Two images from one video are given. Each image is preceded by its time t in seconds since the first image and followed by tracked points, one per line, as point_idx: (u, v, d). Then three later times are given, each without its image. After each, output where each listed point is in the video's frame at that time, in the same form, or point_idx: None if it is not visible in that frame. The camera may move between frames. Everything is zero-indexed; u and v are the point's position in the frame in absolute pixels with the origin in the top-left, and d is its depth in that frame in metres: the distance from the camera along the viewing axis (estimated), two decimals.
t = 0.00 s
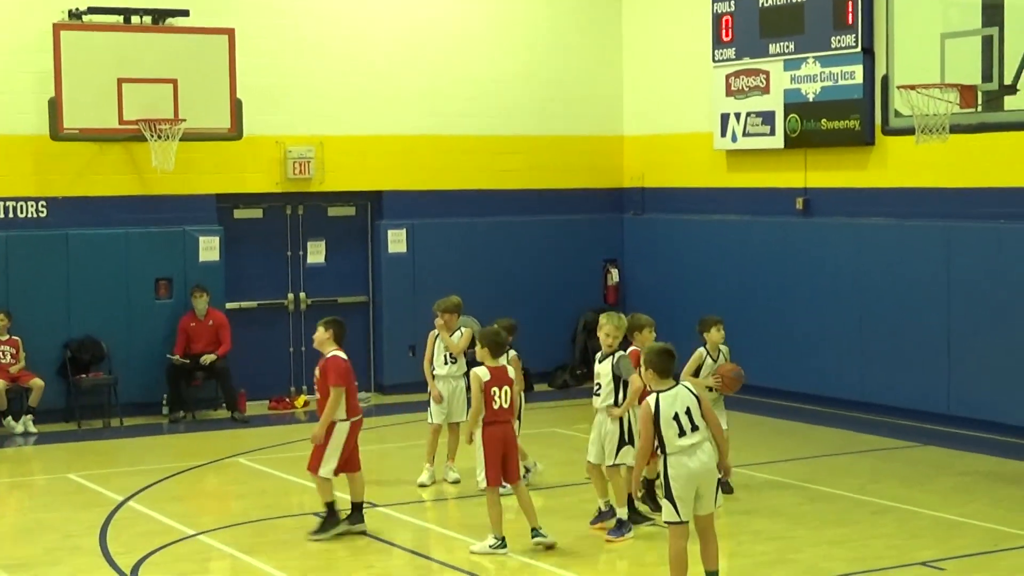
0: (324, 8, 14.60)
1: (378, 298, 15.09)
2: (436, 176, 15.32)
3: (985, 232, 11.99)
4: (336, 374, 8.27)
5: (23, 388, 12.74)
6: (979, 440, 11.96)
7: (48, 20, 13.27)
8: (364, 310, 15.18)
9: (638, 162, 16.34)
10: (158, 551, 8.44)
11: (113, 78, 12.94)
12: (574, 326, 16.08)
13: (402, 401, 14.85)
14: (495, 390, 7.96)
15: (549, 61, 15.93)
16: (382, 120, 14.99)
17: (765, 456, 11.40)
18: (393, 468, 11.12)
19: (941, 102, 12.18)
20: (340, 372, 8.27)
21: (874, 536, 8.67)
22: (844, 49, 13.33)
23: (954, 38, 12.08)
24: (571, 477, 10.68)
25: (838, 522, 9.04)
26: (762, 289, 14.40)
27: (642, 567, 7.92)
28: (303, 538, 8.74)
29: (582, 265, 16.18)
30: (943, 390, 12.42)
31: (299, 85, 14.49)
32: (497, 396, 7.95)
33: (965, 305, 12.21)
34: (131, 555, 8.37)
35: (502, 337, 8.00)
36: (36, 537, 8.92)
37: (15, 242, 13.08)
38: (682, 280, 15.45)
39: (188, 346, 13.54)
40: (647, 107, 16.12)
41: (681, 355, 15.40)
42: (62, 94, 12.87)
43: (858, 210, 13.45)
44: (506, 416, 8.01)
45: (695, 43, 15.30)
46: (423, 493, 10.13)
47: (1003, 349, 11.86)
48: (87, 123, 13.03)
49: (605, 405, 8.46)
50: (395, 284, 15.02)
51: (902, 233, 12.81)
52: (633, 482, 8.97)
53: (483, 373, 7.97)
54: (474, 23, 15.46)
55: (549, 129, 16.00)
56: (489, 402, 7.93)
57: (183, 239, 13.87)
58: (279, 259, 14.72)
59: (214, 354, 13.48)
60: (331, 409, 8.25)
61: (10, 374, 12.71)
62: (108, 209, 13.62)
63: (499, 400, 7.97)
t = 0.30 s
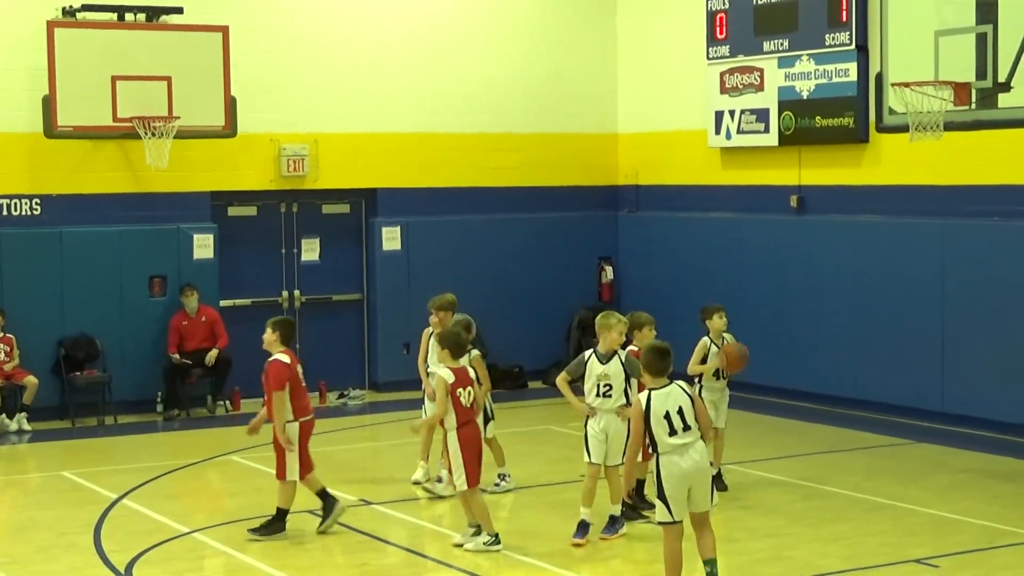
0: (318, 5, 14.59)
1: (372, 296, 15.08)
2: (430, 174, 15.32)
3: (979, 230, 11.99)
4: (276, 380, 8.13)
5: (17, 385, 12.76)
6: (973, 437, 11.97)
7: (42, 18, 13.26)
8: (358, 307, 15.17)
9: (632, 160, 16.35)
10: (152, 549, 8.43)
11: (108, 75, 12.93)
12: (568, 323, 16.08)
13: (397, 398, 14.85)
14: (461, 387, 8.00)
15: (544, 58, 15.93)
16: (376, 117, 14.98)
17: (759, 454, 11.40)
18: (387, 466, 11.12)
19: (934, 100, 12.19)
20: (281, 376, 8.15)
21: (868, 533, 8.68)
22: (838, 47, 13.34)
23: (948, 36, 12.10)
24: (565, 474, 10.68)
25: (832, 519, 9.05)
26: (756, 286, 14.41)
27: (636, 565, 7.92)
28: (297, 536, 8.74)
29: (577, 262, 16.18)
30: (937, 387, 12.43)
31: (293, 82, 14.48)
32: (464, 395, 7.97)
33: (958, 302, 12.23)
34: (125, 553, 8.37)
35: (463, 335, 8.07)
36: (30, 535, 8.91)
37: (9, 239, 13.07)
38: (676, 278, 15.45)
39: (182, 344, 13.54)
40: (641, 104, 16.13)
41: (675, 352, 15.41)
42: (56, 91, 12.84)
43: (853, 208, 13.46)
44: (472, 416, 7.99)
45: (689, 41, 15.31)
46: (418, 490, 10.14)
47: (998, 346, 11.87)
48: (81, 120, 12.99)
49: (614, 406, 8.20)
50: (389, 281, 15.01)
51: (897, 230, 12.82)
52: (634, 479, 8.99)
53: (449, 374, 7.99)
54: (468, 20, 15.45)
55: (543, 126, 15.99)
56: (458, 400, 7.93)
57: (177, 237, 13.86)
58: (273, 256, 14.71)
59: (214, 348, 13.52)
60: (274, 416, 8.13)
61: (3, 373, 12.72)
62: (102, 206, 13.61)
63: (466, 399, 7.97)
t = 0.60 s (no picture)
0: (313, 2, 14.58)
1: (367, 293, 15.08)
2: (425, 170, 15.32)
3: (974, 226, 12.00)
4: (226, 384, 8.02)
5: (12, 382, 12.71)
6: (968, 434, 11.98)
7: (37, 14, 13.24)
8: (353, 304, 15.17)
9: (627, 157, 16.36)
10: (147, 547, 8.43)
11: (101, 73, 12.93)
12: (563, 320, 16.08)
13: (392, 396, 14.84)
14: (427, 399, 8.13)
15: (538, 55, 15.93)
16: (371, 115, 14.98)
17: (754, 450, 11.41)
18: (382, 463, 11.12)
19: (930, 96, 12.17)
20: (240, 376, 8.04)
21: (864, 530, 8.69)
22: (833, 43, 13.34)
23: (943, 33, 12.10)
24: (560, 471, 10.68)
25: (827, 516, 9.06)
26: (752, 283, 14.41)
27: (633, 562, 7.92)
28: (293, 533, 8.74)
29: (572, 259, 16.19)
30: (932, 383, 12.44)
31: (288, 79, 14.47)
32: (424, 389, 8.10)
33: (954, 298, 12.23)
34: (120, 550, 8.35)
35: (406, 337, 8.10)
36: (25, 533, 8.90)
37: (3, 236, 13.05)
38: (672, 276, 15.45)
39: (177, 342, 13.51)
40: (636, 100, 16.14)
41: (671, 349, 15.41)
42: (50, 87, 12.84)
43: (847, 204, 13.48)
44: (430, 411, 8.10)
45: (684, 38, 15.30)
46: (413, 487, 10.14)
47: (993, 343, 11.88)
48: (76, 117, 12.99)
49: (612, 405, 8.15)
50: (384, 278, 15.01)
51: (892, 226, 12.82)
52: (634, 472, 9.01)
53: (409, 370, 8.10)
54: (462, 17, 15.44)
55: (538, 123, 15.99)
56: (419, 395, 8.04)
57: (172, 234, 13.85)
58: (268, 253, 14.71)
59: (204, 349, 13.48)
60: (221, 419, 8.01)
61: None
62: (97, 203, 13.60)
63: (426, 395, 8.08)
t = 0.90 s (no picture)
0: None
1: (366, 289, 15.07)
2: (424, 167, 15.31)
3: (972, 223, 12.01)
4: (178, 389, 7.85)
5: (9, 378, 12.68)
6: (965, 431, 11.98)
7: (35, 9, 13.24)
8: (352, 300, 15.16)
9: (627, 153, 16.34)
10: (145, 543, 8.43)
11: (99, 69, 12.91)
12: (562, 316, 16.07)
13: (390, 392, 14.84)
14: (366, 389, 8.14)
15: (537, 52, 15.92)
16: (371, 111, 14.98)
17: (752, 447, 11.41)
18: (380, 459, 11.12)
19: (928, 93, 12.20)
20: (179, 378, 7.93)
21: (862, 526, 8.69)
22: (832, 40, 13.33)
23: (942, 29, 12.10)
24: (557, 468, 10.68)
25: (824, 513, 9.05)
26: (751, 280, 14.41)
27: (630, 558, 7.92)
28: (290, 529, 8.74)
29: (571, 256, 16.18)
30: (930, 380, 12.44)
31: (286, 75, 14.47)
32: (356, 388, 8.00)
33: (952, 295, 12.23)
34: (117, 546, 8.35)
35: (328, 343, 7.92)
36: (23, 528, 8.90)
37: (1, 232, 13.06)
38: (671, 272, 15.45)
39: (175, 337, 13.52)
40: (635, 96, 16.13)
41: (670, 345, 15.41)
42: (48, 84, 12.84)
43: (846, 201, 13.48)
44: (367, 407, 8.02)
45: (684, 34, 15.29)
46: (412, 483, 10.14)
47: (990, 340, 11.88)
48: (74, 113, 13.00)
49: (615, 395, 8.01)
50: (383, 275, 15.01)
51: (891, 223, 12.82)
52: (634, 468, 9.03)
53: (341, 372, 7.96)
54: (461, 13, 15.44)
55: (537, 119, 15.99)
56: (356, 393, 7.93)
57: (170, 230, 13.84)
58: (266, 249, 14.71)
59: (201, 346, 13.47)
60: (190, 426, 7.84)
61: None
62: (96, 198, 13.60)
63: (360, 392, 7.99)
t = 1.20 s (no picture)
0: None
1: (368, 285, 15.08)
2: (425, 163, 15.31)
3: (973, 220, 12.01)
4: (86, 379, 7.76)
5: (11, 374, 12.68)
6: (966, 428, 11.99)
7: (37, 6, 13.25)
8: (354, 297, 15.17)
9: (629, 150, 16.33)
10: (146, 539, 8.44)
11: (102, 65, 12.89)
12: (564, 313, 16.08)
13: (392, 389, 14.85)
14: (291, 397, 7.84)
15: (538, 48, 15.92)
16: (372, 108, 14.98)
17: (753, 444, 11.41)
18: (381, 456, 11.12)
19: (930, 90, 12.21)
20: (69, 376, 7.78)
21: (863, 524, 8.69)
22: (834, 37, 13.33)
23: (943, 27, 12.07)
24: (558, 465, 10.69)
25: (826, 510, 9.06)
26: (753, 277, 14.41)
27: (630, 554, 7.92)
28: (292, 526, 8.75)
29: (573, 253, 16.18)
30: (932, 376, 12.44)
31: (288, 72, 14.47)
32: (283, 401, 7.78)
33: (954, 293, 12.23)
34: (119, 543, 8.35)
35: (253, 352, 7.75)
36: (25, 524, 8.91)
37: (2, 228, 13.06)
38: (672, 269, 15.45)
39: (178, 334, 13.53)
40: (637, 93, 16.12)
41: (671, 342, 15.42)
42: (50, 80, 12.84)
43: (847, 198, 13.47)
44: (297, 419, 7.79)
45: (686, 31, 15.27)
46: (414, 480, 10.15)
47: (992, 337, 11.88)
48: (76, 109, 12.99)
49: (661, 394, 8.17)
50: (385, 271, 15.02)
51: (892, 220, 12.82)
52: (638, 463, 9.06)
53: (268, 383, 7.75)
54: (462, 9, 15.43)
55: (538, 116, 15.99)
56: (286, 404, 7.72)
57: (172, 226, 13.85)
58: (267, 245, 14.71)
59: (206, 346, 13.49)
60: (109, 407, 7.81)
61: None
62: (98, 194, 13.61)
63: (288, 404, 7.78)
